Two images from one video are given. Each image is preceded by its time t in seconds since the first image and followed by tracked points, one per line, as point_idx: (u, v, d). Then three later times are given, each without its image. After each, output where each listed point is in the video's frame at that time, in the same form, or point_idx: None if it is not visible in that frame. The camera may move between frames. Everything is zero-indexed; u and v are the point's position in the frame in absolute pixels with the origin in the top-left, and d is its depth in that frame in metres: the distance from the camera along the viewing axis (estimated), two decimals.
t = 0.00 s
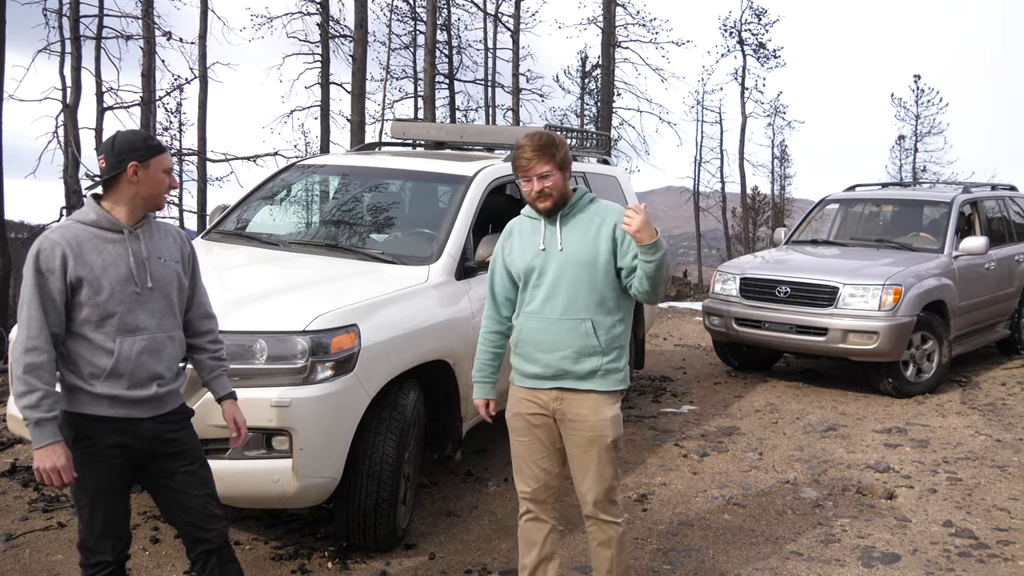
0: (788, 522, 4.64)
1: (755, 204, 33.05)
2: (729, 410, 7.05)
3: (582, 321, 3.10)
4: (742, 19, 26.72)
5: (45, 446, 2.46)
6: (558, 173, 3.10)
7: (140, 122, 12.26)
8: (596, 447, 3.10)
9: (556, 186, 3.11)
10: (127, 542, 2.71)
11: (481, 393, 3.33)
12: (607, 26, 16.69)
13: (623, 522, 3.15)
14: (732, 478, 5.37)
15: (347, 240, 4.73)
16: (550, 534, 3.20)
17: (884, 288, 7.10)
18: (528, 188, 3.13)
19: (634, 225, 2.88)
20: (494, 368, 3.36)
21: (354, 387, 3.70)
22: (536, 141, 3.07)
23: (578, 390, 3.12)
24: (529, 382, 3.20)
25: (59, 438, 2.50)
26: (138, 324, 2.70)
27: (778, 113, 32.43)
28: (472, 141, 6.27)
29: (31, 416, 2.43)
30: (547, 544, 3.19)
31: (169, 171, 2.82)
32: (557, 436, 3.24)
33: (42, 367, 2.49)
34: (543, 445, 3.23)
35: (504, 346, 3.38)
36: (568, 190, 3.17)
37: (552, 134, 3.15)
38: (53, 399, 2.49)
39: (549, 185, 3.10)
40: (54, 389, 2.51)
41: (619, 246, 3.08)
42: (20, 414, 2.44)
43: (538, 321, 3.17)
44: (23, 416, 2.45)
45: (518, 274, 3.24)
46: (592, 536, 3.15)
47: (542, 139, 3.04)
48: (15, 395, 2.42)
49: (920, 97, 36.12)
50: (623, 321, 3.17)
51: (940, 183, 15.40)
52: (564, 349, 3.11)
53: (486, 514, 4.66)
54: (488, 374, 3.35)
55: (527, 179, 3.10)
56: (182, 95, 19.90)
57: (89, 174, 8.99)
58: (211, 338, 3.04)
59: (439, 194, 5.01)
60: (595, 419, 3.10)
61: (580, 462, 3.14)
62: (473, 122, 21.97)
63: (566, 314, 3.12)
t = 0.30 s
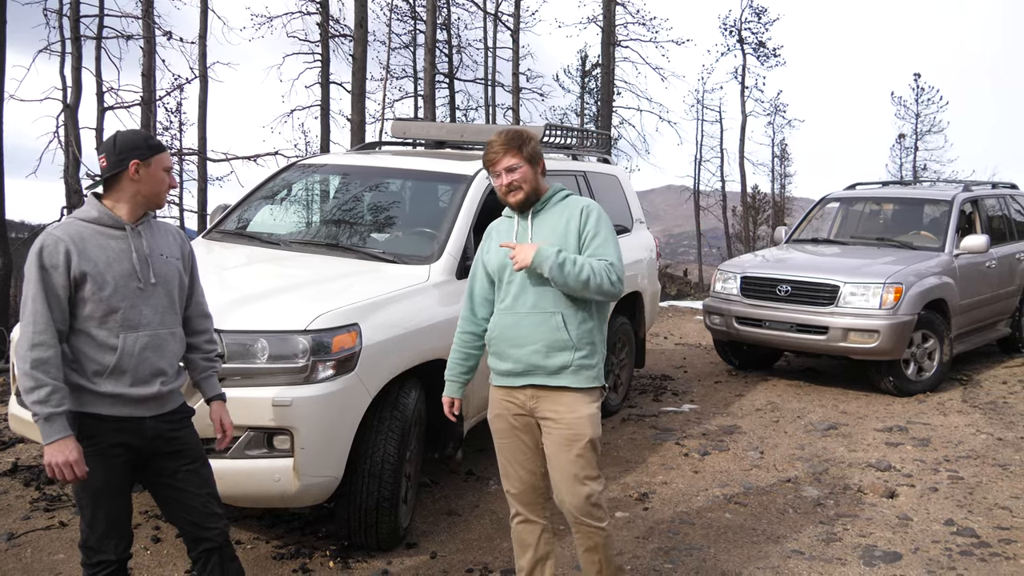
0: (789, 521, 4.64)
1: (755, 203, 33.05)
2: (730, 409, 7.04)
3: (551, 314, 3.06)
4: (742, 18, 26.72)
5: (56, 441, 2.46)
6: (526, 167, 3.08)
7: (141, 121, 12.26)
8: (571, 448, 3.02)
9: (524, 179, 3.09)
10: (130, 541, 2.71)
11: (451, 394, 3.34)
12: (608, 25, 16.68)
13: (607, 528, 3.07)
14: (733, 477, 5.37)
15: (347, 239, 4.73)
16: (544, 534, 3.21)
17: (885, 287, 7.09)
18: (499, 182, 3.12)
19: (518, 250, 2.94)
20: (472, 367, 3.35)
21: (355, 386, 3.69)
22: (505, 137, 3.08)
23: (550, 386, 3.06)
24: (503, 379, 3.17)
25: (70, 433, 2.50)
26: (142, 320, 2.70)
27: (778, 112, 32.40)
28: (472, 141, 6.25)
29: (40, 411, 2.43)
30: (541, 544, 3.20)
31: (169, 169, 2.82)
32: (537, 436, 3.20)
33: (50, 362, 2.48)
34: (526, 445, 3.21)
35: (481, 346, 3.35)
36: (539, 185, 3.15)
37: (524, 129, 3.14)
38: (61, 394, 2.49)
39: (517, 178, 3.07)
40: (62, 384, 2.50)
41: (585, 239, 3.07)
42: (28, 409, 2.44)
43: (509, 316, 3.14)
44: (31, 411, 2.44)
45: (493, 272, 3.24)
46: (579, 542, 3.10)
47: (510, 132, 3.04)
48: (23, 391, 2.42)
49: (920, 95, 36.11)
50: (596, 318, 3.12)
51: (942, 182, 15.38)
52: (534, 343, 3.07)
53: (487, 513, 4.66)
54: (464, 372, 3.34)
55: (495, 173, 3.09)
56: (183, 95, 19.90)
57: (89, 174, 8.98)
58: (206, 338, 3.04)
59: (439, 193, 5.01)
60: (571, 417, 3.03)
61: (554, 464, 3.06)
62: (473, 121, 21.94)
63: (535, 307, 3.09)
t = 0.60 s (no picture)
0: (792, 523, 4.64)
1: (758, 204, 33.05)
2: (732, 411, 7.04)
3: (538, 315, 3.06)
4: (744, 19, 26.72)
5: (58, 441, 2.46)
6: (515, 168, 3.08)
7: (144, 122, 12.27)
8: (559, 449, 3.01)
9: (513, 180, 3.09)
10: (133, 541, 2.72)
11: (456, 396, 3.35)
12: (609, 26, 16.69)
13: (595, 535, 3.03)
14: (735, 479, 5.36)
15: (350, 240, 4.73)
16: (540, 536, 3.21)
17: (888, 289, 7.09)
18: (489, 183, 3.13)
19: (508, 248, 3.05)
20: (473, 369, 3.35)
21: (358, 387, 3.70)
22: (496, 139, 3.09)
23: (540, 388, 3.06)
24: (495, 381, 3.18)
25: (71, 433, 2.50)
26: (146, 320, 2.70)
27: (781, 113, 32.38)
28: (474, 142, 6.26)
29: (43, 411, 2.44)
30: (537, 547, 3.20)
31: (173, 171, 2.82)
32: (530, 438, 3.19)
33: (54, 361, 2.48)
34: (519, 446, 3.20)
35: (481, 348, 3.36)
36: (529, 187, 3.14)
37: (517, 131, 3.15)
38: (65, 394, 2.49)
39: (505, 179, 3.08)
40: (65, 384, 2.51)
41: (571, 239, 3.06)
42: (31, 409, 2.44)
43: (499, 318, 3.15)
44: (35, 411, 2.45)
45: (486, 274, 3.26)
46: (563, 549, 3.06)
47: (500, 133, 3.05)
48: (26, 391, 2.42)
49: (922, 97, 36.09)
50: (585, 319, 3.09)
51: (944, 183, 15.38)
52: (522, 345, 3.08)
53: (489, 514, 4.66)
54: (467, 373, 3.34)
55: (485, 175, 3.10)
56: (186, 96, 19.91)
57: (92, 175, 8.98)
58: (208, 339, 3.04)
59: (442, 194, 5.01)
60: (558, 418, 3.02)
61: (541, 465, 3.06)
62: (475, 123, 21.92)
63: (523, 309, 3.09)
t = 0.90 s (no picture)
0: (795, 525, 4.63)
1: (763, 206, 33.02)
2: (736, 412, 7.03)
3: (542, 318, 3.07)
4: (749, 21, 26.68)
5: (62, 440, 2.48)
6: (521, 167, 3.08)
7: (149, 123, 12.29)
8: (569, 451, 3.01)
9: (519, 179, 3.09)
10: (137, 541, 2.73)
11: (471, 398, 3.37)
12: (614, 28, 16.68)
13: (612, 537, 3.02)
14: (739, 481, 5.36)
15: (354, 241, 4.75)
16: (546, 539, 3.20)
17: (892, 291, 7.08)
18: (495, 183, 3.13)
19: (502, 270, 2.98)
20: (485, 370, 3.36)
21: (362, 387, 3.71)
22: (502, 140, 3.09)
23: (545, 390, 3.07)
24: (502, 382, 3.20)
25: (76, 433, 2.52)
26: (151, 320, 2.72)
27: (785, 115, 32.35)
28: (478, 143, 6.27)
29: (48, 410, 2.45)
30: (541, 550, 3.19)
31: (180, 172, 2.84)
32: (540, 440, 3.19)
33: (60, 361, 2.50)
34: (528, 448, 3.20)
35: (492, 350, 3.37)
36: (536, 187, 3.14)
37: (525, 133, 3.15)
38: (69, 394, 2.50)
39: (511, 179, 3.08)
40: (71, 383, 2.52)
41: (575, 241, 3.04)
42: (37, 408, 2.45)
43: (505, 319, 3.17)
44: (40, 411, 2.46)
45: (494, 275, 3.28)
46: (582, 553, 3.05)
47: (506, 132, 3.06)
48: (32, 390, 2.43)
49: (928, 99, 36.03)
50: (591, 322, 3.08)
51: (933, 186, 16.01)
52: (526, 347, 3.09)
53: (493, 515, 4.66)
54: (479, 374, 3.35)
55: (491, 175, 3.11)
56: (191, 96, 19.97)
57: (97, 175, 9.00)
58: (213, 340, 3.05)
59: (446, 195, 5.02)
60: (568, 419, 3.02)
61: (554, 467, 3.06)
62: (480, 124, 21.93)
63: (528, 311, 3.10)
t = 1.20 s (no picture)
0: (793, 524, 4.64)
1: (762, 205, 33.04)
2: (735, 411, 7.04)
3: (565, 326, 3.07)
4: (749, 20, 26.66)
5: (60, 438, 2.48)
6: (541, 171, 3.08)
7: (149, 120, 12.27)
8: (594, 460, 3.02)
9: (538, 183, 3.10)
10: (133, 540, 2.73)
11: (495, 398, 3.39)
12: (614, 26, 16.68)
13: (640, 542, 3.01)
14: (737, 479, 5.37)
15: (354, 239, 4.75)
16: (545, 546, 3.20)
17: (891, 290, 7.09)
18: (514, 186, 3.14)
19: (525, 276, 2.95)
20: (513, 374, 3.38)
21: (360, 386, 3.71)
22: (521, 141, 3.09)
23: (567, 399, 3.07)
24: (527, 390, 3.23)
25: (74, 430, 2.52)
26: (148, 318, 2.72)
27: (786, 114, 32.34)
28: (478, 141, 6.27)
29: (45, 408, 2.45)
30: (540, 556, 3.19)
31: (180, 172, 2.84)
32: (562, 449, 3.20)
33: (56, 358, 2.50)
34: (546, 456, 3.20)
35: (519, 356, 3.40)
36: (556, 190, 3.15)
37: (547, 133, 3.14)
38: (67, 391, 2.51)
39: (530, 182, 3.09)
40: (68, 381, 2.53)
41: (598, 248, 3.01)
42: (34, 405, 2.45)
43: (530, 328, 3.19)
44: (37, 408, 2.46)
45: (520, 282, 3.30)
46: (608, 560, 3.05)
47: (526, 135, 3.05)
48: (29, 387, 2.44)
49: (928, 99, 36.03)
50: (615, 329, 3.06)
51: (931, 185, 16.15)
52: (549, 356, 3.10)
53: (491, 513, 4.67)
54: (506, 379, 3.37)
55: (510, 177, 3.12)
56: (191, 94, 19.95)
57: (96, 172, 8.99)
58: (209, 339, 3.06)
59: (446, 193, 5.02)
60: (592, 431, 3.02)
61: (582, 474, 3.07)
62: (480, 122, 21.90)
63: (551, 319, 3.11)
